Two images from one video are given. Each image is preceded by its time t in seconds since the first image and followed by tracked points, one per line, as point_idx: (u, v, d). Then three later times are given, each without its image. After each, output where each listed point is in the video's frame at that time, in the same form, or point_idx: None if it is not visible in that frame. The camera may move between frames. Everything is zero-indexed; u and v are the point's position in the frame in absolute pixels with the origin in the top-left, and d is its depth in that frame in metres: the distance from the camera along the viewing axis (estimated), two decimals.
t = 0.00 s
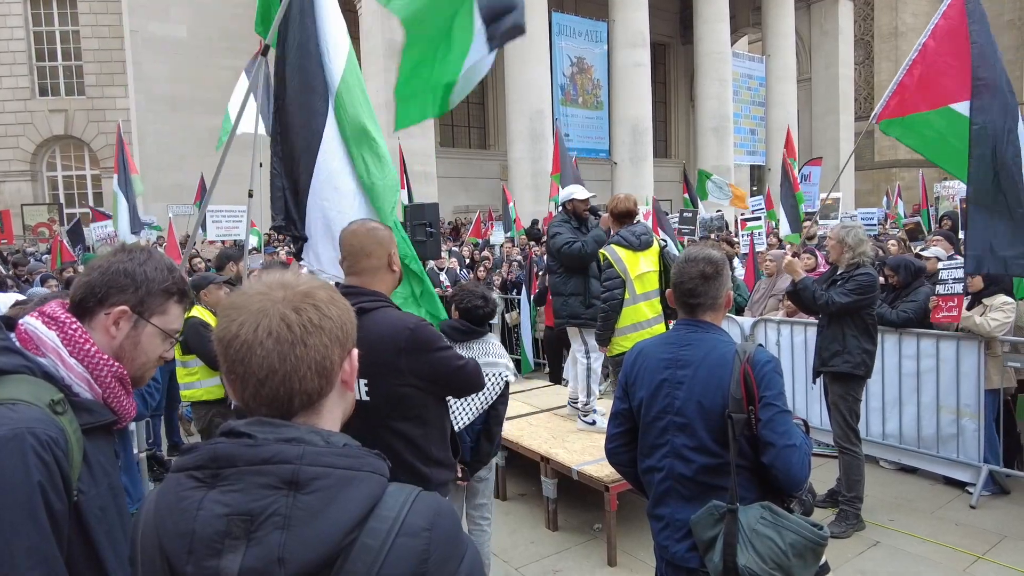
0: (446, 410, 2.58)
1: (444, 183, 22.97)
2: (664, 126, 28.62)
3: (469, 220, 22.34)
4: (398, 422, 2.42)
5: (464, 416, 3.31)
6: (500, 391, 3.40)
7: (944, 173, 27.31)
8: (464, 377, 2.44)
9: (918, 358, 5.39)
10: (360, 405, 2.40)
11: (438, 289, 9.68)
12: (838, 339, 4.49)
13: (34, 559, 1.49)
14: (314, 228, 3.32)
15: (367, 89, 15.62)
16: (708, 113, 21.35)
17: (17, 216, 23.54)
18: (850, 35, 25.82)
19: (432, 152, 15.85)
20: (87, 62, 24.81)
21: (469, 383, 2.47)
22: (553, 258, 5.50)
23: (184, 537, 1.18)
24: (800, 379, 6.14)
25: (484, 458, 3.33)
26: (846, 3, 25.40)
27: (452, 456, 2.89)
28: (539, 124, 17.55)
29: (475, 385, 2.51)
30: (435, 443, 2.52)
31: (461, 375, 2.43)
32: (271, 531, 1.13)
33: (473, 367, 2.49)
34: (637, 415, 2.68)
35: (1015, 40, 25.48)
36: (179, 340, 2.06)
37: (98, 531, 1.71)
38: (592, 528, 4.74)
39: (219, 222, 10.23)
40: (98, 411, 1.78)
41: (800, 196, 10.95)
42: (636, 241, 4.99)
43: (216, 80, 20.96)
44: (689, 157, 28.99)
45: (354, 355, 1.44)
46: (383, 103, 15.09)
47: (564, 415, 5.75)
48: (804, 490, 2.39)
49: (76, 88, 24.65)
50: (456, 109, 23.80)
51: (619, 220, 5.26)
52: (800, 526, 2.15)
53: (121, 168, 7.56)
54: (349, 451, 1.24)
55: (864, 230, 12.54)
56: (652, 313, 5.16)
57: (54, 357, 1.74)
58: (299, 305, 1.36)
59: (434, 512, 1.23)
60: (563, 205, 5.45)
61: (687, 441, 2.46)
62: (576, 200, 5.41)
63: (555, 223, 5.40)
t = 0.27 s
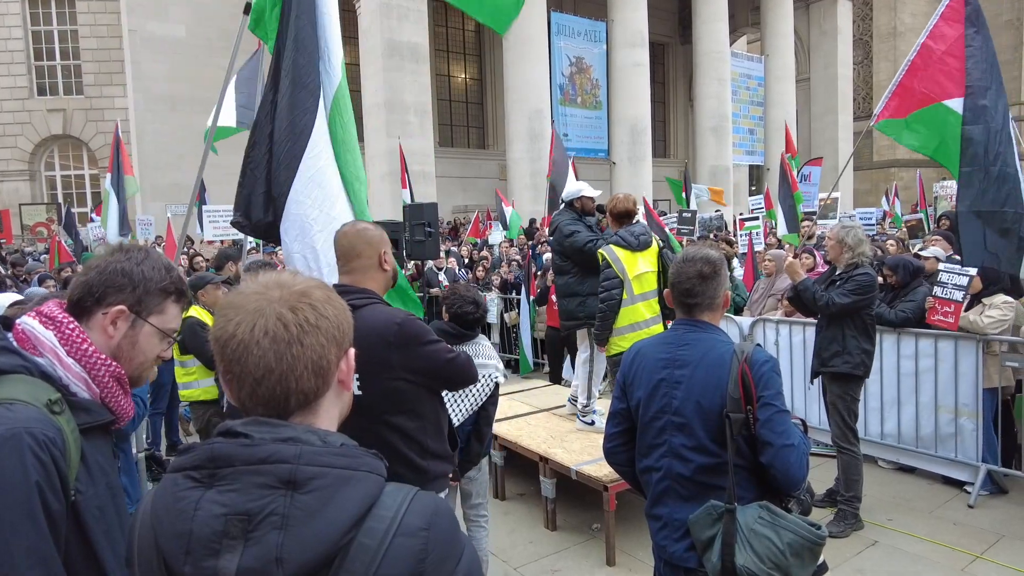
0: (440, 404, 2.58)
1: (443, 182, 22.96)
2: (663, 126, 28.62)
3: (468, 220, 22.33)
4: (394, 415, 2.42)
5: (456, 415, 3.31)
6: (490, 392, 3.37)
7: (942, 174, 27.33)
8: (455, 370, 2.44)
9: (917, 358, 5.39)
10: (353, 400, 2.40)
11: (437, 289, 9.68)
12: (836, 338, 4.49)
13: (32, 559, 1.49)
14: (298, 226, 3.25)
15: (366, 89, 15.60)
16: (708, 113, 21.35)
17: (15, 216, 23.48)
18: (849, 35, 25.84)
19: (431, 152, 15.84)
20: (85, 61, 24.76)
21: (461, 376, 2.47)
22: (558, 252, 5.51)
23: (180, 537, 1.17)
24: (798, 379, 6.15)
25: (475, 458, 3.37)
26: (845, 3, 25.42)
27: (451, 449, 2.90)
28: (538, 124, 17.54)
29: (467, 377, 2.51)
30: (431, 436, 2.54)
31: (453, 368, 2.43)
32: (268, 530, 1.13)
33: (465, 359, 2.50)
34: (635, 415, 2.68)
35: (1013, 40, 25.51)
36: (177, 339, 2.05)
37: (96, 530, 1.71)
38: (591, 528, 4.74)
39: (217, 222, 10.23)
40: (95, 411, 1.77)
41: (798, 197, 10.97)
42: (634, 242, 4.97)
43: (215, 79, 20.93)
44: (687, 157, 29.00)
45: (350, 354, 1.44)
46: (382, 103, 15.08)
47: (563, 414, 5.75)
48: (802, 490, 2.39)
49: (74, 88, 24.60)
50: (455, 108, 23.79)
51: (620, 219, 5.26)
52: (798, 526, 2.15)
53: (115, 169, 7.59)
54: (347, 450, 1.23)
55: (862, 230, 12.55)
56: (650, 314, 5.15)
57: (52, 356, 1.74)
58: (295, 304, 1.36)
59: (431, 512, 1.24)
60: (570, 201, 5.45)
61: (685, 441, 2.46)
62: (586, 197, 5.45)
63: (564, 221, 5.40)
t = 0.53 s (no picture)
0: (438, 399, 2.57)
1: (442, 182, 22.95)
2: (662, 126, 28.64)
3: (467, 220, 22.32)
4: (394, 409, 2.41)
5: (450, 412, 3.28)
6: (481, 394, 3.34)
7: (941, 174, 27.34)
8: (453, 363, 2.44)
9: (916, 357, 5.39)
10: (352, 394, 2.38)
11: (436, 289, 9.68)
12: (836, 340, 4.48)
13: (27, 559, 1.48)
14: (292, 220, 3.20)
15: (365, 89, 15.60)
16: (707, 112, 21.34)
17: (13, 215, 23.46)
18: (848, 35, 25.84)
19: (430, 151, 15.82)
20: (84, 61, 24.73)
21: (460, 369, 2.47)
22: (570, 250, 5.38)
23: (173, 538, 1.17)
24: (796, 378, 6.15)
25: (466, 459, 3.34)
26: (844, 3, 25.42)
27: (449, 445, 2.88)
28: (538, 124, 17.54)
29: (465, 372, 2.51)
30: (429, 430, 2.53)
31: (450, 361, 2.43)
32: (262, 532, 1.12)
33: (463, 354, 2.51)
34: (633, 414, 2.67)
35: (1012, 40, 25.55)
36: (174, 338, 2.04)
37: (92, 531, 1.70)
38: (590, 528, 4.73)
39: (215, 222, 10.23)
40: (92, 411, 1.76)
41: (797, 197, 10.97)
42: (632, 241, 4.98)
43: (215, 79, 20.93)
44: (686, 156, 29.00)
45: (347, 353, 1.43)
46: (381, 103, 15.06)
47: (562, 414, 5.74)
48: (802, 490, 2.39)
49: (72, 87, 24.57)
50: (454, 108, 23.77)
51: (619, 219, 5.24)
52: (796, 526, 2.15)
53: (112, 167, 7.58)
54: (341, 451, 1.22)
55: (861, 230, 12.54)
56: (647, 313, 5.15)
57: (47, 356, 1.73)
58: (292, 302, 1.36)
59: (427, 513, 1.23)
60: (578, 200, 5.37)
61: (684, 440, 2.46)
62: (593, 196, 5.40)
63: (574, 220, 5.32)
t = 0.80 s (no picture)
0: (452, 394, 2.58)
1: (440, 182, 22.95)
2: (661, 125, 28.66)
3: (466, 219, 22.33)
4: (414, 403, 2.41)
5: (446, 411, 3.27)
6: (474, 396, 3.31)
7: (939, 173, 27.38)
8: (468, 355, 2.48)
9: (914, 357, 5.39)
10: (374, 390, 2.36)
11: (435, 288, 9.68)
12: (835, 341, 4.48)
13: (25, 559, 1.48)
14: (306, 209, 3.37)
15: (363, 89, 15.59)
16: (705, 112, 21.35)
17: (11, 215, 23.44)
18: (846, 35, 25.84)
19: (429, 151, 15.82)
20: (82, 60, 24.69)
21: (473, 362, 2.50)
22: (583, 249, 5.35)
23: (171, 542, 1.16)
24: (795, 377, 6.15)
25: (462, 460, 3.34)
26: (843, 3, 25.44)
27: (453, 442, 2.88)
28: (536, 123, 17.54)
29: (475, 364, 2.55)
30: (445, 424, 2.54)
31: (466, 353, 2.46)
32: (261, 536, 1.12)
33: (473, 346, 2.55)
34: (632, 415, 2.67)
35: (1010, 39, 25.58)
36: (173, 337, 2.04)
37: (90, 531, 1.70)
38: (589, 527, 4.73)
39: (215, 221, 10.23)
40: (90, 411, 1.76)
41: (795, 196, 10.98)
42: (629, 240, 4.99)
43: (213, 78, 20.94)
44: (685, 156, 29.02)
45: (353, 352, 1.44)
46: (379, 102, 15.05)
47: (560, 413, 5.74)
48: (801, 490, 2.38)
49: (70, 87, 24.54)
50: (452, 107, 23.76)
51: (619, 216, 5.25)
52: (796, 527, 2.15)
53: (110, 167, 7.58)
54: (339, 455, 1.22)
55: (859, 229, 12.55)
56: (644, 312, 5.14)
57: (45, 356, 1.72)
58: (307, 294, 1.39)
59: (427, 515, 1.23)
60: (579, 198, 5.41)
61: (683, 441, 2.46)
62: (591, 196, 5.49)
63: (583, 217, 5.36)
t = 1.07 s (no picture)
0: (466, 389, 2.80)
1: (439, 181, 22.95)
2: (660, 125, 28.69)
3: (464, 219, 22.34)
4: (454, 402, 2.60)
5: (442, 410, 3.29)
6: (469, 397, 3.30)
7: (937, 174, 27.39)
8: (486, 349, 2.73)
9: (913, 357, 5.40)
10: (421, 392, 2.52)
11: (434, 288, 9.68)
12: (835, 344, 4.48)
13: (25, 559, 1.48)
14: (328, 208, 3.56)
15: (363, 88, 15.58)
16: (704, 111, 21.35)
17: (9, 214, 23.41)
18: (845, 35, 25.85)
19: (428, 151, 15.81)
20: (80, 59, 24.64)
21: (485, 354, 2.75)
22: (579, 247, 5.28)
23: (176, 536, 1.16)
24: (794, 377, 6.16)
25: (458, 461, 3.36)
26: (842, 3, 25.44)
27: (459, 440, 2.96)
28: (535, 123, 17.55)
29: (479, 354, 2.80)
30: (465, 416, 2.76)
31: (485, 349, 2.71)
32: (268, 527, 1.12)
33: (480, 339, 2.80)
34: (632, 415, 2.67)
35: (1009, 39, 25.63)
36: (171, 335, 2.03)
37: (89, 531, 1.69)
38: (588, 527, 4.73)
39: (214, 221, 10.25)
40: (90, 410, 1.76)
41: (793, 196, 11.00)
42: (630, 239, 4.97)
43: (212, 78, 20.92)
44: (684, 156, 29.02)
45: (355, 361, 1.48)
46: (378, 102, 15.04)
47: (561, 412, 5.75)
48: (801, 490, 2.39)
49: (69, 86, 24.50)
50: (451, 107, 23.75)
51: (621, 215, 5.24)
52: (797, 527, 2.15)
53: (109, 168, 7.62)
54: (343, 448, 1.22)
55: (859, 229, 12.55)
56: (645, 311, 5.14)
57: (44, 355, 1.72)
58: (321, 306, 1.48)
59: (429, 510, 1.25)
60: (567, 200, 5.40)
61: (684, 441, 2.46)
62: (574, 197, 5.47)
63: (574, 217, 5.28)
